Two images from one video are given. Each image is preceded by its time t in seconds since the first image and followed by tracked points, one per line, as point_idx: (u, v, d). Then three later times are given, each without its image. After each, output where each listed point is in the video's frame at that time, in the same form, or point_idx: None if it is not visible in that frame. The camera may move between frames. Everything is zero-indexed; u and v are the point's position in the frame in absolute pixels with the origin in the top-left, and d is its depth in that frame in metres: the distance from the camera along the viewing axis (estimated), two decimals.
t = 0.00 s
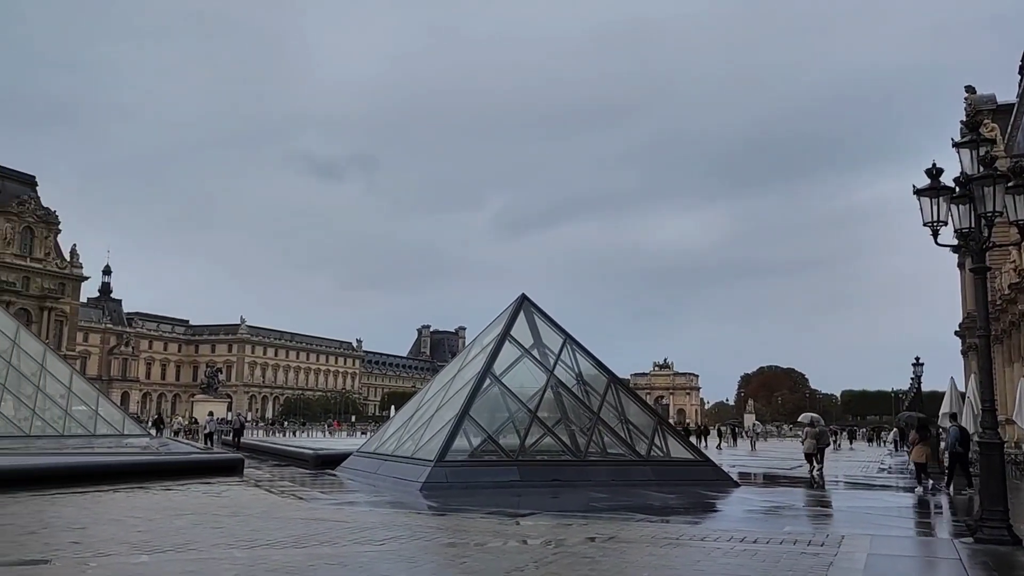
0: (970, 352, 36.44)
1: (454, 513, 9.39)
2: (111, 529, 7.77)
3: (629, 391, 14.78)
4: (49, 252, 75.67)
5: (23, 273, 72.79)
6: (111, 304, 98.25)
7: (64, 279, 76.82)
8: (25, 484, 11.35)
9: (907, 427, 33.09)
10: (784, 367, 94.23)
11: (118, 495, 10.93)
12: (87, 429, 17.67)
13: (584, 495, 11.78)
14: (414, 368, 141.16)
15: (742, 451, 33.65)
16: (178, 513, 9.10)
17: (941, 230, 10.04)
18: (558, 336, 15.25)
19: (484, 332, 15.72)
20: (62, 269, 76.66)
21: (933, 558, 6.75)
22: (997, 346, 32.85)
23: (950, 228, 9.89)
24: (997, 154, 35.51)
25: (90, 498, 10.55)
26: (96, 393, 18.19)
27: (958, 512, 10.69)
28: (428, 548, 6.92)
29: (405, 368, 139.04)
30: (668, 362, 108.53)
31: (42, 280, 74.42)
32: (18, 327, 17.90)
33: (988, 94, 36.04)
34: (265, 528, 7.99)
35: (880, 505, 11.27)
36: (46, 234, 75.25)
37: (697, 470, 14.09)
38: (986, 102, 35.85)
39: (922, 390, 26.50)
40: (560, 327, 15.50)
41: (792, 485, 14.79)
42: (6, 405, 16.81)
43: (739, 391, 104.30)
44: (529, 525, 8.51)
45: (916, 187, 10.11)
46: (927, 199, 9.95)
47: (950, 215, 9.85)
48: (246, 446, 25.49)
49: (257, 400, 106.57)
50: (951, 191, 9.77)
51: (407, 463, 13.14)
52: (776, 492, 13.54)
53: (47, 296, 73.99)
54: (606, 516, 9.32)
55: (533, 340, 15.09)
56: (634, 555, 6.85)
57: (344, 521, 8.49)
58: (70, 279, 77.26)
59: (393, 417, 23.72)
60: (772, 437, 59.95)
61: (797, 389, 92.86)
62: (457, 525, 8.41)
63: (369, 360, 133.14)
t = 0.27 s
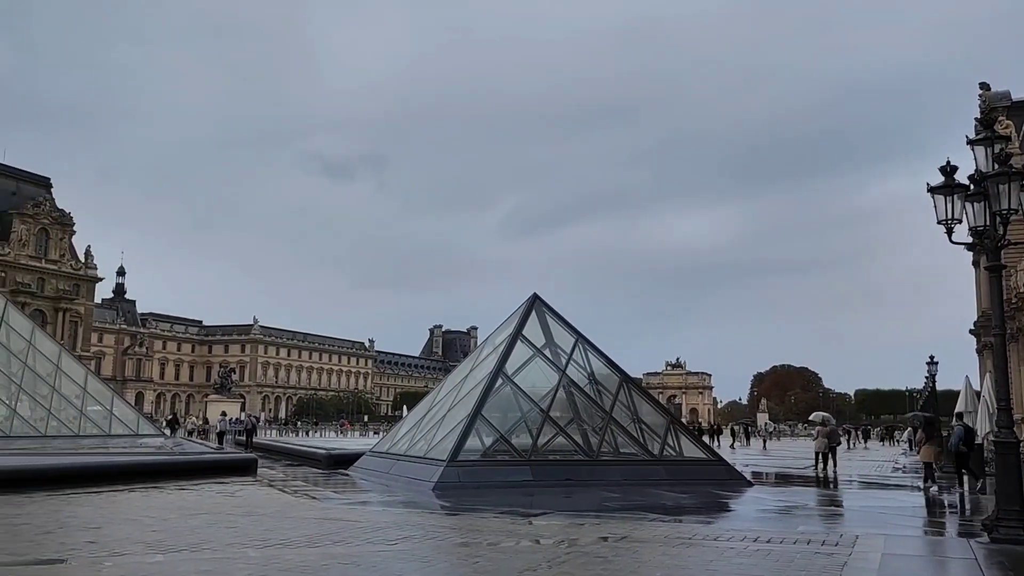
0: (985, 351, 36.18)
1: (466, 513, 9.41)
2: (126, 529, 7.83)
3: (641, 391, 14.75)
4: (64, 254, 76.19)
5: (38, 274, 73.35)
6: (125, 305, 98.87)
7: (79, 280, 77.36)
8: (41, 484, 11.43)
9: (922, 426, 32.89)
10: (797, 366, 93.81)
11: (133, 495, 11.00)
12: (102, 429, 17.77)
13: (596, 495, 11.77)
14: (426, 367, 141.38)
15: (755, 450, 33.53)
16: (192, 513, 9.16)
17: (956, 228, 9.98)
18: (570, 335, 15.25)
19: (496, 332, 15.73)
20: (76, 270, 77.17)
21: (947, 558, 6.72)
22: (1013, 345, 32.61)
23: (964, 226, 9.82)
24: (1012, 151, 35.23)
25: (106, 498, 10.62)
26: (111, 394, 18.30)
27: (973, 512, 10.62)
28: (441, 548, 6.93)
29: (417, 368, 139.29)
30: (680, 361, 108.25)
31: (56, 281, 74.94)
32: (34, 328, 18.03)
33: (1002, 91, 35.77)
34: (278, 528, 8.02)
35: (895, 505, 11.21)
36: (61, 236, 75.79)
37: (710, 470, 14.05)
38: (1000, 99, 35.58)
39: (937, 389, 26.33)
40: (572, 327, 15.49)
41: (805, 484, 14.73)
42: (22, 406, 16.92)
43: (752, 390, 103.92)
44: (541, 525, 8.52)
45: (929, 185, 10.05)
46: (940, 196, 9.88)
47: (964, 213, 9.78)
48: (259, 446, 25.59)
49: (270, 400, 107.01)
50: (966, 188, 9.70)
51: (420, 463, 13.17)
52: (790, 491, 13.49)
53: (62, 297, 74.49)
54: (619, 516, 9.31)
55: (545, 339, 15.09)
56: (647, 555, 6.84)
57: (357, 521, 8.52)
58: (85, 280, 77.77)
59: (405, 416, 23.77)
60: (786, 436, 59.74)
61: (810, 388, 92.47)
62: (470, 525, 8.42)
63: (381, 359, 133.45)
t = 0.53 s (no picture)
0: (1002, 350, 35.88)
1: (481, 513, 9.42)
2: (144, 529, 7.89)
3: (656, 390, 14.72)
4: (82, 256, 76.85)
5: (57, 276, 74.08)
6: (142, 306, 99.58)
7: (96, 282, 78.07)
8: (60, 484, 11.54)
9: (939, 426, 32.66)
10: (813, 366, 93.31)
11: (151, 495, 11.08)
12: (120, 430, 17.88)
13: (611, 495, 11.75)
14: (440, 368, 141.60)
15: (771, 450, 33.38)
16: (209, 513, 9.21)
17: (973, 226, 9.90)
18: (584, 335, 15.23)
19: (510, 333, 15.73)
20: (94, 272, 77.80)
21: (966, 558, 6.68)
22: None
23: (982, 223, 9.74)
24: None
25: (124, 497, 10.70)
26: (128, 394, 18.45)
27: (992, 511, 10.53)
28: (457, 548, 6.95)
29: (431, 368, 139.53)
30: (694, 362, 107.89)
31: (74, 283, 75.64)
32: (52, 329, 18.21)
33: (1018, 88, 35.47)
34: (295, 527, 8.06)
35: (912, 505, 11.14)
36: (79, 238, 76.47)
37: (726, 470, 14.00)
38: (1017, 96, 35.28)
39: (954, 388, 26.14)
40: (586, 327, 15.47)
41: (821, 484, 14.66)
42: (41, 407, 17.05)
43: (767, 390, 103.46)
44: (556, 524, 8.52)
45: (946, 183, 9.98)
46: (958, 194, 9.81)
47: (982, 210, 9.69)
48: (274, 446, 25.73)
49: (286, 401, 107.49)
50: (984, 186, 9.62)
51: (434, 463, 13.19)
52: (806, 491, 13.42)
53: (80, 299, 75.06)
54: (634, 516, 9.30)
55: (559, 339, 15.07)
56: (663, 555, 6.83)
57: (373, 521, 8.54)
58: (102, 282, 78.39)
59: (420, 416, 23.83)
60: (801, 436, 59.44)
61: (826, 387, 91.98)
62: (485, 524, 8.43)
63: (395, 360, 133.81)
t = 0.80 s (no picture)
0: None
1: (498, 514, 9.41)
2: (165, 529, 7.96)
3: (673, 390, 14.67)
4: (102, 258, 77.48)
5: (77, 278, 74.76)
6: (161, 308, 100.40)
7: (116, 284, 78.75)
8: (82, 484, 11.65)
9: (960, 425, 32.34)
10: (831, 365, 92.68)
11: (171, 495, 11.18)
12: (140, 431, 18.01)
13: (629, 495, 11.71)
14: (457, 368, 141.80)
15: (789, 450, 33.19)
16: (229, 512, 9.29)
17: (994, 223, 9.78)
18: (601, 335, 15.21)
19: (526, 333, 15.72)
20: (114, 274, 78.42)
21: (988, 559, 6.61)
22: None
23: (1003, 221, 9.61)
24: None
25: (144, 498, 10.79)
26: (148, 395, 18.59)
27: (1015, 512, 10.42)
28: (475, 548, 6.96)
29: (448, 368, 139.76)
30: (711, 361, 107.42)
31: (94, 285, 76.30)
32: (73, 331, 18.39)
33: None
34: (313, 527, 8.11)
35: (933, 505, 11.04)
36: (99, 240, 77.11)
37: (744, 470, 13.94)
38: None
39: (975, 387, 25.88)
40: (603, 326, 15.44)
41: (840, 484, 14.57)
42: (63, 407, 17.19)
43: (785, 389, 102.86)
44: (573, 525, 8.51)
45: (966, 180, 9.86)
46: (978, 191, 9.69)
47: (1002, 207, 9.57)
48: (293, 446, 25.84)
49: (304, 401, 108.01)
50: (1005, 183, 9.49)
51: (452, 463, 13.22)
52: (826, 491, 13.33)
53: (100, 300, 75.75)
54: (651, 516, 9.28)
55: (576, 339, 15.06)
56: (681, 555, 6.81)
57: (391, 521, 8.57)
58: (122, 284, 78.99)
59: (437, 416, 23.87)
60: (820, 436, 59.08)
61: (845, 386, 91.34)
62: (503, 525, 8.44)
63: (412, 360, 134.09)
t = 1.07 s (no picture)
0: None
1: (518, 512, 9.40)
2: (187, 527, 8.02)
3: (693, 388, 14.61)
4: (123, 259, 78.25)
5: (99, 279, 75.58)
6: (182, 308, 101.26)
7: (138, 285, 79.40)
8: (105, 483, 11.76)
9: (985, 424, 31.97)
10: (852, 363, 91.89)
11: (193, 494, 11.26)
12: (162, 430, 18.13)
13: (648, 494, 11.67)
14: (475, 367, 142.00)
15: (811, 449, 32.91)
16: (250, 511, 9.35)
17: (1018, 220, 9.65)
18: (619, 333, 15.18)
19: (544, 332, 15.70)
20: (136, 275, 79.18)
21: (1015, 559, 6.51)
22: None
23: None
24: None
25: (167, 496, 10.87)
26: (170, 394, 18.75)
27: None
28: (495, 547, 6.95)
29: (466, 367, 139.97)
30: (731, 359, 106.83)
31: (116, 286, 77.10)
32: (96, 332, 18.58)
33: None
34: (334, 526, 8.14)
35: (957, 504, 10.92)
36: (120, 242, 77.88)
37: (765, 468, 13.87)
38: None
39: (999, 385, 25.57)
40: (621, 325, 15.40)
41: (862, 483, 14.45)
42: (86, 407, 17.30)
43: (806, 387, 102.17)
44: (593, 524, 8.49)
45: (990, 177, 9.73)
46: (1001, 188, 9.56)
47: None
48: (314, 446, 25.97)
49: (323, 401, 108.53)
50: None
51: (471, 463, 13.23)
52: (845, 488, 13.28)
53: (122, 301, 76.45)
54: (672, 515, 9.25)
55: (594, 338, 15.03)
56: (702, 554, 6.77)
57: (411, 520, 8.59)
58: (143, 284, 79.72)
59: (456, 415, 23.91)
60: (842, 435, 58.62)
61: (866, 384, 90.54)
62: (523, 523, 8.44)
63: (431, 360, 134.44)
